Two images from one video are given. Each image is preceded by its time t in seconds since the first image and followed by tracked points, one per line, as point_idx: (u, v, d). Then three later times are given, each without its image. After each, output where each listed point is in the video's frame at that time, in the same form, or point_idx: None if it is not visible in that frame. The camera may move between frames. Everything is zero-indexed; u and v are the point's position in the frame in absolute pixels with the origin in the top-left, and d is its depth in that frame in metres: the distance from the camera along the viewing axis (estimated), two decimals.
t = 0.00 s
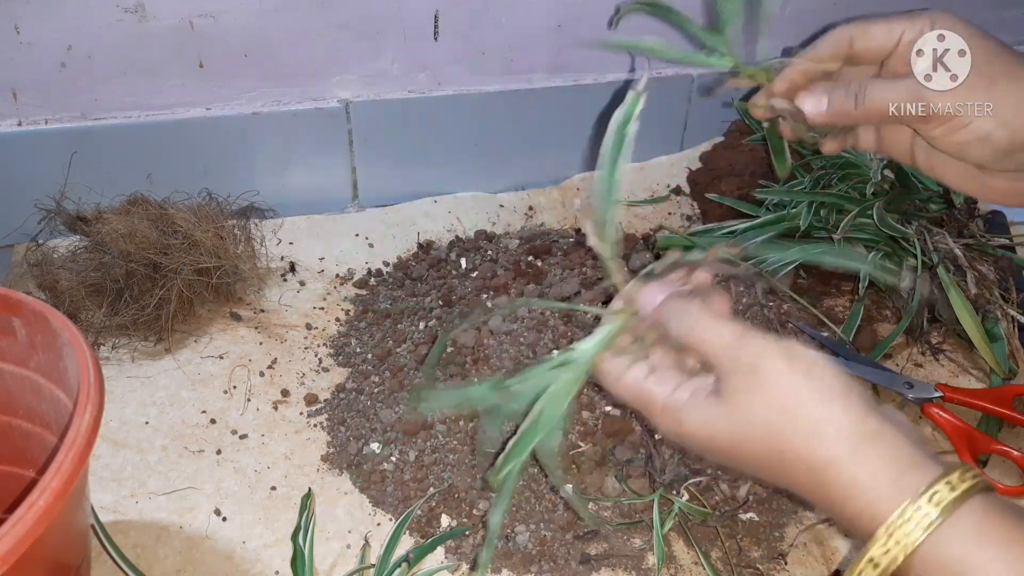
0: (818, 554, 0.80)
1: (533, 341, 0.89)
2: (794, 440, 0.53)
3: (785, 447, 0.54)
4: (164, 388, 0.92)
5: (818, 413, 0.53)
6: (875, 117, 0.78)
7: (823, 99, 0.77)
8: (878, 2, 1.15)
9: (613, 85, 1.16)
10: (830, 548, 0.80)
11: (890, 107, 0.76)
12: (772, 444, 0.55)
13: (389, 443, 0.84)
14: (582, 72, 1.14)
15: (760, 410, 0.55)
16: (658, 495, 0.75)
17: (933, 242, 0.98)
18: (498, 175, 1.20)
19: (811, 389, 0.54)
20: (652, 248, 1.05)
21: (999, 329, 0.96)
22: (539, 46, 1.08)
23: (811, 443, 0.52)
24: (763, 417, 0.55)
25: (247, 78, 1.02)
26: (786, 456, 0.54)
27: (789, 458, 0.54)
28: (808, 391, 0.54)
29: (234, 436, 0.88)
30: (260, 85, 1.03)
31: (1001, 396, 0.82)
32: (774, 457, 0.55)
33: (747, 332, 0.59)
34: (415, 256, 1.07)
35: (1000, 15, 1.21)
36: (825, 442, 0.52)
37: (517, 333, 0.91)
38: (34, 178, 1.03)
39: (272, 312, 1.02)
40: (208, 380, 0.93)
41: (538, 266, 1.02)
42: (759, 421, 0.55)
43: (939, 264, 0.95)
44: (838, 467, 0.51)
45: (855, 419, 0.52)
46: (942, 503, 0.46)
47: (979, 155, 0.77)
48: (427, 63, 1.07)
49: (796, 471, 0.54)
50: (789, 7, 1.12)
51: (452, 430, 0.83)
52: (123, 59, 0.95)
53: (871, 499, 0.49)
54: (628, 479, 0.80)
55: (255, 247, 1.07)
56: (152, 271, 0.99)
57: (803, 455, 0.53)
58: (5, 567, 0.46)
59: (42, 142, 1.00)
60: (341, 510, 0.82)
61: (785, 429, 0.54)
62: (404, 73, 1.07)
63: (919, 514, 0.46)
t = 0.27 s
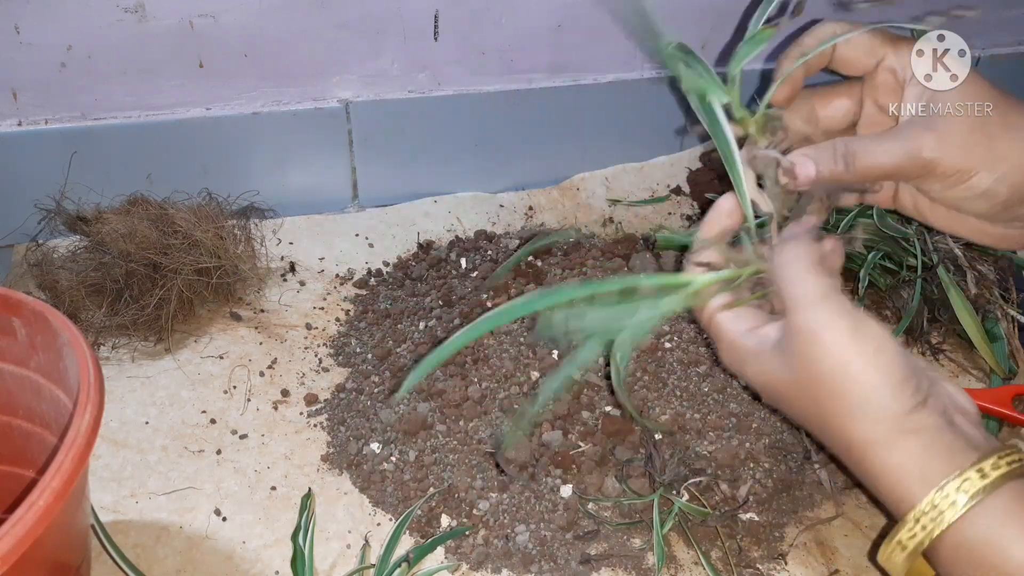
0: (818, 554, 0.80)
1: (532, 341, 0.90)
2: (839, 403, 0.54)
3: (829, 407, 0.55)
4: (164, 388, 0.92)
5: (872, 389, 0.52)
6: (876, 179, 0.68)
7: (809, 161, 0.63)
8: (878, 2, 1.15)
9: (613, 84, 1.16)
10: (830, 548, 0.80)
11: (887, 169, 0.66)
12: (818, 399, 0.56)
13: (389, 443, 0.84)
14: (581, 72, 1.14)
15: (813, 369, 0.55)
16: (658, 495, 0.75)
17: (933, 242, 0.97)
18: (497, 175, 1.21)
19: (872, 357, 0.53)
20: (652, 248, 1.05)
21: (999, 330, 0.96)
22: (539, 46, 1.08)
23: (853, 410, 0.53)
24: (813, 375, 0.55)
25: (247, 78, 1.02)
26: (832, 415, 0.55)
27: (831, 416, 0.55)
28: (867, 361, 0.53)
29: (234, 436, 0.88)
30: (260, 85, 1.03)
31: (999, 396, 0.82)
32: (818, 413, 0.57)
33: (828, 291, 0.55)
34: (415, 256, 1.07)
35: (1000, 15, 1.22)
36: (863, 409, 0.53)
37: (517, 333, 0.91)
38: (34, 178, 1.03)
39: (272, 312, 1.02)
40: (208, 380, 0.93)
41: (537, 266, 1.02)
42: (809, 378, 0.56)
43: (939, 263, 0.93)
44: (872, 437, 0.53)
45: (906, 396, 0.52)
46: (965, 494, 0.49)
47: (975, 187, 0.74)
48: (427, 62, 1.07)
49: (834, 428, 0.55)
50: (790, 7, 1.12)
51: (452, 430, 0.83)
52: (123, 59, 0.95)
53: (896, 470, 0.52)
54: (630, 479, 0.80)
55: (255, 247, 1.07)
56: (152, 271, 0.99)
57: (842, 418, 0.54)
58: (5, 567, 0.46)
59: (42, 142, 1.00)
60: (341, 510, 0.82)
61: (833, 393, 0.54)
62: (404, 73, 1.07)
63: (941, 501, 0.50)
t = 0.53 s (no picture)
0: (818, 554, 0.80)
1: (533, 342, 0.90)
2: (850, 396, 0.55)
3: (839, 402, 0.56)
4: (164, 388, 0.92)
5: (877, 370, 0.55)
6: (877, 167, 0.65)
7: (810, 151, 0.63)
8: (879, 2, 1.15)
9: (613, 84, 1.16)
10: (830, 548, 0.80)
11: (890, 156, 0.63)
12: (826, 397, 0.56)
13: (389, 443, 0.84)
14: (581, 72, 1.14)
15: (823, 364, 0.56)
16: (658, 495, 0.74)
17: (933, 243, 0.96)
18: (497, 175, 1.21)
19: (872, 342, 0.56)
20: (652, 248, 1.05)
21: (1000, 329, 0.96)
22: (539, 46, 1.08)
23: (862, 395, 0.55)
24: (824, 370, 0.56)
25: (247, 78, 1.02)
26: (840, 410, 0.56)
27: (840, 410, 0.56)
28: (869, 344, 0.56)
29: (234, 436, 0.88)
30: (260, 85, 1.03)
31: (1000, 396, 0.82)
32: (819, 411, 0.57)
33: (823, 284, 0.59)
34: (415, 256, 1.07)
35: (1001, 15, 1.21)
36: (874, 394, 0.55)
37: (517, 333, 0.91)
38: (35, 178, 1.03)
39: (272, 312, 1.02)
40: (208, 380, 0.93)
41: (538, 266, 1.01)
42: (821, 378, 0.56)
43: (938, 263, 0.92)
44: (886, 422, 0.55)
45: (910, 373, 0.55)
46: (983, 462, 0.50)
47: (979, 186, 0.69)
48: (427, 62, 1.07)
49: (839, 421, 0.57)
50: (791, 7, 1.12)
51: (452, 430, 0.83)
52: (122, 59, 0.95)
53: (911, 446, 0.54)
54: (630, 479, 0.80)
55: (255, 247, 1.07)
56: (152, 271, 0.99)
57: (853, 407, 0.55)
58: (5, 567, 0.46)
59: (42, 142, 1.00)
60: (341, 510, 0.82)
61: (844, 385, 0.55)
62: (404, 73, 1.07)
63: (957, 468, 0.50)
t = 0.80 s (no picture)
0: (817, 553, 0.80)
1: (533, 342, 0.90)
2: (833, 413, 0.54)
3: (821, 419, 0.54)
4: (164, 388, 0.92)
5: (857, 385, 0.53)
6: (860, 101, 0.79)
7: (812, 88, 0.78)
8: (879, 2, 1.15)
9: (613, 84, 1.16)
10: (830, 548, 0.80)
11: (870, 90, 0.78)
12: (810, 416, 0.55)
13: (389, 443, 0.84)
14: (581, 72, 1.14)
15: (799, 383, 0.55)
16: (658, 495, 0.74)
17: (933, 242, 0.97)
18: (498, 176, 1.20)
19: (851, 357, 0.55)
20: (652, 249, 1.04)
21: (999, 330, 0.96)
22: (539, 46, 1.08)
23: (841, 411, 0.53)
24: (803, 390, 0.55)
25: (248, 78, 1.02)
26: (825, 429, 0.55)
27: (825, 427, 0.55)
28: (847, 359, 0.55)
29: (234, 436, 0.88)
30: (260, 85, 1.04)
31: (997, 396, 0.82)
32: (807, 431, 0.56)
33: (796, 307, 0.60)
34: (415, 257, 1.07)
35: (1001, 15, 1.21)
36: (855, 409, 0.53)
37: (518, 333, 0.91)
38: (35, 178, 1.03)
39: (272, 312, 1.02)
40: (208, 380, 0.93)
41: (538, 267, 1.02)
42: (801, 397, 0.55)
43: (938, 264, 0.93)
44: (870, 436, 0.52)
45: (892, 386, 0.53)
46: (968, 476, 0.48)
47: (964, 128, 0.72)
48: (427, 62, 1.07)
49: (827, 439, 0.55)
50: (791, 6, 1.12)
51: (452, 430, 0.83)
52: (122, 59, 0.95)
53: (897, 459, 0.51)
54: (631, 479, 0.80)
55: (255, 247, 1.07)
56: (152, 271, 0.99)
57: (837, 424, 0.54)
58: (6, 567, 0.46)
59: (41, 142, 1.00)
60: (341, 510, 0.82)
61: (827, 402, 0.54)
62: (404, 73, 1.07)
63: (946, 481, 0.48)
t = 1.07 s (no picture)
0: (817, 553, 0.80)
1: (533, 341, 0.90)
2: (856, 388, 0.55)
3: (846, 395, 0.55)
4: (164, 388, 0.92)
5: (885, 364, 0.55)
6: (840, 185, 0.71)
7: (786, 174, 0.67)
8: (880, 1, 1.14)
9: (612, 84, 1.16)
10: (830, 548, 0.80)
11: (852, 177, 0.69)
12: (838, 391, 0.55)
13: (389, 443, 0.84)
14: (581, 72, 1.14)
15: (835, 355, 0.56)
16: (658, 495, 0.74)
17: (933, 242, 0.97)
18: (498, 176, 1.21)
19: (883, 336, 0.56)
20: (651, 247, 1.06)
21: (1000, 330, 0.96)
22: (539, 46, 1.08)
23: (873, 389, 0.55)
24: (831, 363, 0.55)
25: (247, 78, 1.02)
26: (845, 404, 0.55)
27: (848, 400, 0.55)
28: (880, 339, 0.56)
29: (234, 436, 0.88)
30: (260, 85, 1.03)
31: (1000, 396, 0.82)
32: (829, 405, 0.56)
33: (826, 278, 0.61)
34: (415, 257, 1.07)
35: (1002, 14, 1.21)
36: (877, 384, 0.54)
37: (517, 333, 0.91)
38: (35, 178, 1.03)
39: (272, 312, 1.02)
40: (208, 380, 0.93)
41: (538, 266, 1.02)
42: (828, 371, 0.55)
43: (938, 263, 0.93)
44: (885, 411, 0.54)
45: (919, 365, 0.55)
46: (994, 452, 0.51)
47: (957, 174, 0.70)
48: (427, 62, 1.07)
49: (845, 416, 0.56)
50: (791, 6, 1.12)
51: (452, 430, 0.83)
52: (123, 59, 0.95)
53: (910, 433, 0.54)
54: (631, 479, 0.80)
55: (255, 247, 1.07)
56: (152, 271, 0.99)
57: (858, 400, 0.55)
58: (6, 567, 0.46)
59: (41, 142, 1.00)
60: (341, 510, 0.82)
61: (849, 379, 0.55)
62: (404, 73, 1.07)
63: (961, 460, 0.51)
